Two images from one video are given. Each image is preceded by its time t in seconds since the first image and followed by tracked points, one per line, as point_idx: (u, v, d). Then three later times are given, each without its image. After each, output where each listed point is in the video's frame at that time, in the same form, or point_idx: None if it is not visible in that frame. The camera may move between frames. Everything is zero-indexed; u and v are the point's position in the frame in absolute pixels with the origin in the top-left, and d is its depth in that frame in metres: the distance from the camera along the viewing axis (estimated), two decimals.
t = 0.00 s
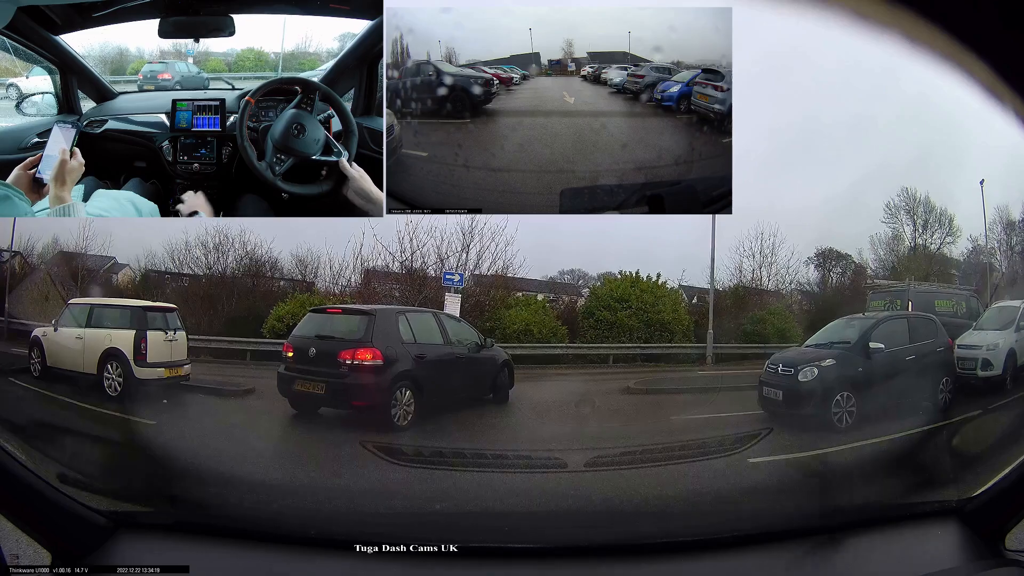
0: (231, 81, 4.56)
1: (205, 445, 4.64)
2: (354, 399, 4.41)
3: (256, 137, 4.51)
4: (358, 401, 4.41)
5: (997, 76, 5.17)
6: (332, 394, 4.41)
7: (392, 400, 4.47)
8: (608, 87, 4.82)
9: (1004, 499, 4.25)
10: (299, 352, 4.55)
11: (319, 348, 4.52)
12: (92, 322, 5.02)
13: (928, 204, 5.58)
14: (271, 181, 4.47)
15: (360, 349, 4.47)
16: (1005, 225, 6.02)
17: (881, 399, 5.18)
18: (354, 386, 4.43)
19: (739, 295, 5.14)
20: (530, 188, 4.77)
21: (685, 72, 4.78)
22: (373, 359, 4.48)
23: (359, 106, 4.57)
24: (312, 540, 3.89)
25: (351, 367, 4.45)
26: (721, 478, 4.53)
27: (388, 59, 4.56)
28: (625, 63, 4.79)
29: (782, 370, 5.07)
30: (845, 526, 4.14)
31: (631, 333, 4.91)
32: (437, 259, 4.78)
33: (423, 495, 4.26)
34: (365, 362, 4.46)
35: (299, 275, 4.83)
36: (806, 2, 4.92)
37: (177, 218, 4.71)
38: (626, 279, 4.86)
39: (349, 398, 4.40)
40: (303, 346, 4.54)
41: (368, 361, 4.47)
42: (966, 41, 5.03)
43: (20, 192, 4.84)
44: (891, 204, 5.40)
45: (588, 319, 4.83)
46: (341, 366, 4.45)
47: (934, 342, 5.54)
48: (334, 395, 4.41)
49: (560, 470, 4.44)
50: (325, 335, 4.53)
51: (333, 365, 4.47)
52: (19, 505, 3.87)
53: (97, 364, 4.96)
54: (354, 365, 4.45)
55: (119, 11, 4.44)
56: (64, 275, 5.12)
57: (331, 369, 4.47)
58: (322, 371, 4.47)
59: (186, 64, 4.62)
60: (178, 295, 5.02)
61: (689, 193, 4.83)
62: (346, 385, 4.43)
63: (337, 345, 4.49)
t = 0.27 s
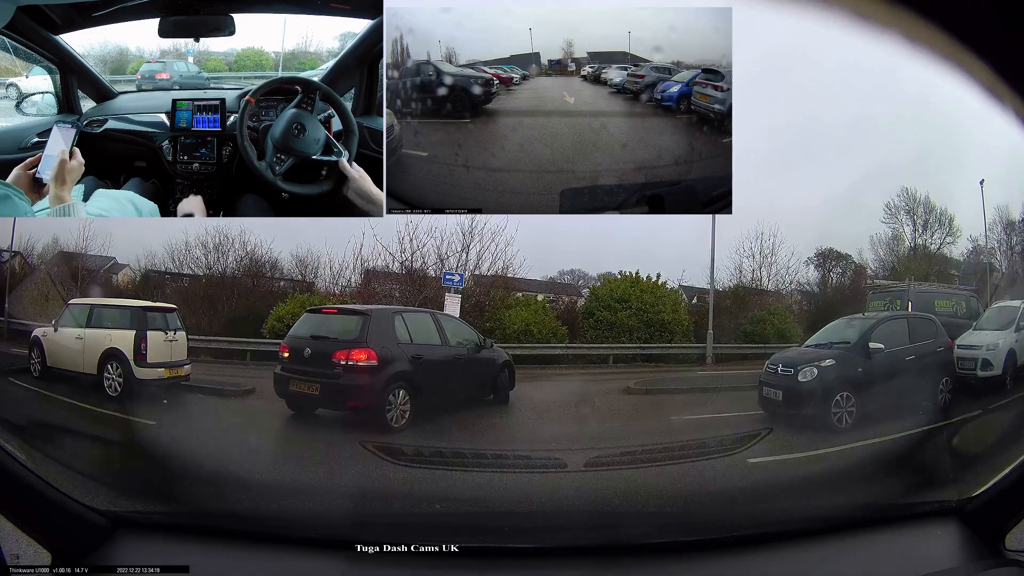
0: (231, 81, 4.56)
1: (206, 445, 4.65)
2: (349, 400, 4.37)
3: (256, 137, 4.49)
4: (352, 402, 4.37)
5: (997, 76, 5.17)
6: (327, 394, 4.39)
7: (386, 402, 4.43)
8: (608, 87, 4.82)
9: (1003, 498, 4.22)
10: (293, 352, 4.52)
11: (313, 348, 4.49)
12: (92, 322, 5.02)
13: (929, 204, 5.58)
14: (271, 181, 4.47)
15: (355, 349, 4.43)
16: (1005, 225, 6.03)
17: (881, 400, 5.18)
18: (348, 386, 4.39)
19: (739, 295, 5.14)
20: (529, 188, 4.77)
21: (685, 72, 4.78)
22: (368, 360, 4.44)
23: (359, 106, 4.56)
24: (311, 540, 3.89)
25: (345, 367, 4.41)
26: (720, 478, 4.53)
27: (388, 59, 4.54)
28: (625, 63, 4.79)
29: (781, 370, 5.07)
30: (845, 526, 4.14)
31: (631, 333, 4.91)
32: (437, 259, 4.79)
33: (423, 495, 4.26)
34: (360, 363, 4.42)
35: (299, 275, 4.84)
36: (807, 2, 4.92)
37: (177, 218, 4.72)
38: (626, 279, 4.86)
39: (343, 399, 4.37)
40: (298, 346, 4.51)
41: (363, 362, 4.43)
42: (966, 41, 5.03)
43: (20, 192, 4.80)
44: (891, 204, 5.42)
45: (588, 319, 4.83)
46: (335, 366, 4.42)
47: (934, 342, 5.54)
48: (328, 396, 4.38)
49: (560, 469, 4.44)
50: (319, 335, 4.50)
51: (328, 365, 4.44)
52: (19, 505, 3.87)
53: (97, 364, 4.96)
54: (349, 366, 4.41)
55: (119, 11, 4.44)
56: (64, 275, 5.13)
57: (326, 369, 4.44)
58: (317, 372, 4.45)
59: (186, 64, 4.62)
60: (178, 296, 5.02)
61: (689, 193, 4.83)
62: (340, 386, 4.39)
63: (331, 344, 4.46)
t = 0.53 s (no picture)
0: (231, 81, 4.55)
1: (205, 446, 4.64)
2: (342, 400, 4.37)
3: (256, 138, 4.50)
4: (347, 402, 4.36)
5: (997, 76, 5.17)
6: (322, 394, 4.40)
7: (380, 404, 4.41)
8: (608, 87, 4.82)
9: (1004, 498, 4.23)
10: (290, 352, 4.53)
11: (309, 348, 4.50)
12: (92, 322, 5.03)
13: (929, 204, 5.58)
14: (271, 181, 4.45)
15: (350, 349, 4.43)
16: (1005, 225, 6.03)
17: (881, 400, 5.18)
18: (343, 386, 4.39)
19: (739, 296, 5.14)
20: (529, 188, 4.77)
21: (685, 72, 4.77)
22: (363, 360, 4.43)
23: (359, 106, 4.54)
24: (312, 541, 3.89)
25: (341, 367, 4.42)
26: (721, 478, 4.52)
27: (388, 60, 4.54)
28: (625, 63, 4.78)
29: (781, 370, 5.07)
30: (845, 526, 4.14)
31: (630, 333, 4.91)
32: (437, 259, 4.79)
33: (423, 495, 4.25)
34: (355, 363, 4.42)
35: (299, 276, 4.84)
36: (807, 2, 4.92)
37: (177, 218, 4.71)
38: (626, 279, 4.86)
39: (339, 399, 4.37)
40: (294, 346, 4.53)
41: (358, 362, 4.42)
42: (966, 41, 5.03)
43: (20, 192, 4.79)
44: (891, 204, 5.42)
45: (587, 318, 4.83)
46: (331, 366, 4.42)
47: (933, 342, 5.54)
48: (325, 396, 4.39)
49: (560, 469, 4.44)
50: (315, 336, 4.51)
51: (323, 365, 4.44)
52: (19, 504, 3.87)
53: (97, 364, 4.96)
54: (344, 366, 4.41)
55: (119, 11, 4.44)
56: (64, 275, 5.14)
57: (321, 369, 4.45)
58: (312, 372, 4.46)
59: (186, 64, 4.62)
60: (178, 296, 5.03)
61: (689, 193, 4.83)
62: (336, 386, 4.39)
63: (326, 344, 4.46)
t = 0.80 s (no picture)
0: (231, 81, 4.55)
1: (205, 446, 4.64)
2: (337, 400, 4.36)
3: (256, 137, 4.50)
4: (344, 402, 4.36)
5: (997, 76, 5.16)
6: (318, 394, 4.40)
7: (379, 400, 4.42)
8: (608, 87, 4.82)
9: (1004, 498, 4.23)
10: (287, 352, 4.54)
11: (306, 348, 4.51)
12: (92, 322, 5.03)
13: (929, 204, 5.58)
14: (272, 181, 4.45)
15: (346, 350, 4.43)
16: (1004, 225, 6.03)
17: (880, 400, 5.18)
18: (339, 386, 4.39)
19: (739, 296, 5.13)
20: (529, 188, 4.78)
21: (685, 72, 4.77)
22: (359, 360, 4.42)
23: (359, 106, 4.52)
24: (312, 541, 3.89)
25: (337, 367, 4.42)
26: (721, 478, 4.52)
27: (388, 59, 4.53)
28: (625, 63, 4.78)
29: (779, 370, 5.08)
30: (845, 526, 4.14)
31: (630, 333, 4.91)
32: (438, 258, 4.78)
33: (423, 495, 4.25)
34: (350, 363, 4.42)
35: (299, 275, 4.84)
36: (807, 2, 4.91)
37: (177, 219, 4.72)
38: (626, 279, 4.86)
39: (334, 399, 4.37)
40: (291, 346, 4.54)
41: (354, 362, 4.42)
42: (966, 41, 5.03)
43: (20, 192, 4.82)
44: (891, 204, 5.42)
45: (587, 318, 4.84)
46: (327, 366, 4.43)
47: (933, 342, 5.53)
48: (322, 396, 4.39)
49: (560, 469, 4.45)
50: (311, 336, 4.51)
51: (320, 365, 4.45)
52: (19, 504, 3.87)
53: (97, 364, 4.97)
54: (340, 366, 4.41)
55: (119, 11, 4.44)
56: (64, 275, 5.14)
57: (317, 369, 4.45)
58: (308, 372, 4.46)
59: (186, 64, 4.61)
60: (178, 295, 5.03)
61: (689, 193, 4.83)
62: (332, 386, 4.39)
63: (322, 344, 4.47)
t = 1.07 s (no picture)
0: (231, 81, 4.55)
1: (205, 446, 4.64)
2: (331, 399, 4.36)
3: (256, 137, 4.49)
4: (339, 402, 4.36)
5: (997, 76, 5.16)
6: (314, 395, 4.39)
7: (375, 399, 4.41)
8: (608, 87, 4.82)
9: (1004, 498, 4.23)
10: (283, 352, 4.53)
11: (301, 347, 4.49)
12: (93, 322, 5.03)
13: (929, 204, 5.57)
14: (272, 181, 4.46)
15: (341, 350, 4.42)
16: (1004, 225, 6.03)
17: (880, 400, 5.18)
18: (334, 386, 4.39)
19: (739, 296, 5.15)
20: (529, 188, 4.78)
21: (685, 72, 4.77)
22: (354, 360, 4.42)
23: (359, 106, 4.52)
24: (312, 541, 3.89)
25: (331, 367, 4.42)
26: (722, 479, 4.51)
27: (388, 59, 4.53)
28: (624, 63, 4.78)
29: (779, 370, 5.07)
30: (845, 526, 4.14)
31: (630, 333, 4.91)
32: (438, 258, 4.78)
33: (423, 495, 4.25)
34: (345, 363, 4.42)
35: (299, 275, 4.84)
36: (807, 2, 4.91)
37: (176, 219, 4.71)
38: (625, 279, 4.85)
39: (330, 399, 4.37)
40: (287, 346, 4.52)
41: (348, 362, 4.42)
42: (966, 41, 5.03)
43: (20, 192, 4.82)
44: (891, 204, 5.41)
45: (587, 319, 4.84)
46: (322, 367, 4.42)
47: (933, 342, 5.53)
48: (318, 396, 4.38)
49: (560, 469, 4.45)
50: (308, 336, 4.50)
51: (314, 365, 4.44)
52: (19, 504, 3.87)
53: (98, 364, 4.97)
54: (335, 366, 4.41)
55: (119, 11, 4.44)
56: (64, 274, 5.13)
57: (312, 369, 4.44)
58: (304, 372, 4.45)
59: (186, 64, 4.62)
60: (177, 295, 5.04)
61: (689, 193, 4.84)
62: (328, 386, 4.39)
63: (318, 344, 4.46)
